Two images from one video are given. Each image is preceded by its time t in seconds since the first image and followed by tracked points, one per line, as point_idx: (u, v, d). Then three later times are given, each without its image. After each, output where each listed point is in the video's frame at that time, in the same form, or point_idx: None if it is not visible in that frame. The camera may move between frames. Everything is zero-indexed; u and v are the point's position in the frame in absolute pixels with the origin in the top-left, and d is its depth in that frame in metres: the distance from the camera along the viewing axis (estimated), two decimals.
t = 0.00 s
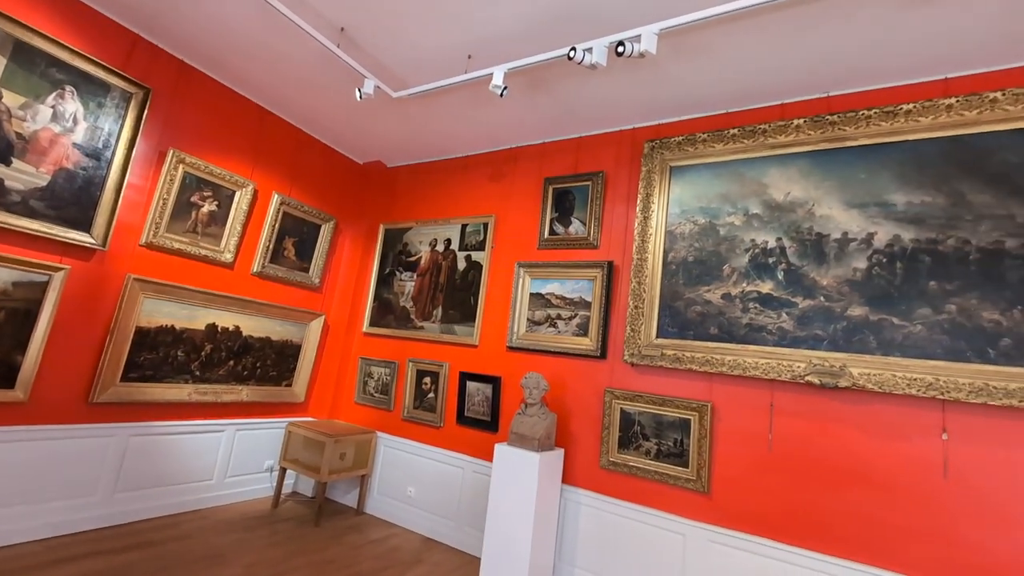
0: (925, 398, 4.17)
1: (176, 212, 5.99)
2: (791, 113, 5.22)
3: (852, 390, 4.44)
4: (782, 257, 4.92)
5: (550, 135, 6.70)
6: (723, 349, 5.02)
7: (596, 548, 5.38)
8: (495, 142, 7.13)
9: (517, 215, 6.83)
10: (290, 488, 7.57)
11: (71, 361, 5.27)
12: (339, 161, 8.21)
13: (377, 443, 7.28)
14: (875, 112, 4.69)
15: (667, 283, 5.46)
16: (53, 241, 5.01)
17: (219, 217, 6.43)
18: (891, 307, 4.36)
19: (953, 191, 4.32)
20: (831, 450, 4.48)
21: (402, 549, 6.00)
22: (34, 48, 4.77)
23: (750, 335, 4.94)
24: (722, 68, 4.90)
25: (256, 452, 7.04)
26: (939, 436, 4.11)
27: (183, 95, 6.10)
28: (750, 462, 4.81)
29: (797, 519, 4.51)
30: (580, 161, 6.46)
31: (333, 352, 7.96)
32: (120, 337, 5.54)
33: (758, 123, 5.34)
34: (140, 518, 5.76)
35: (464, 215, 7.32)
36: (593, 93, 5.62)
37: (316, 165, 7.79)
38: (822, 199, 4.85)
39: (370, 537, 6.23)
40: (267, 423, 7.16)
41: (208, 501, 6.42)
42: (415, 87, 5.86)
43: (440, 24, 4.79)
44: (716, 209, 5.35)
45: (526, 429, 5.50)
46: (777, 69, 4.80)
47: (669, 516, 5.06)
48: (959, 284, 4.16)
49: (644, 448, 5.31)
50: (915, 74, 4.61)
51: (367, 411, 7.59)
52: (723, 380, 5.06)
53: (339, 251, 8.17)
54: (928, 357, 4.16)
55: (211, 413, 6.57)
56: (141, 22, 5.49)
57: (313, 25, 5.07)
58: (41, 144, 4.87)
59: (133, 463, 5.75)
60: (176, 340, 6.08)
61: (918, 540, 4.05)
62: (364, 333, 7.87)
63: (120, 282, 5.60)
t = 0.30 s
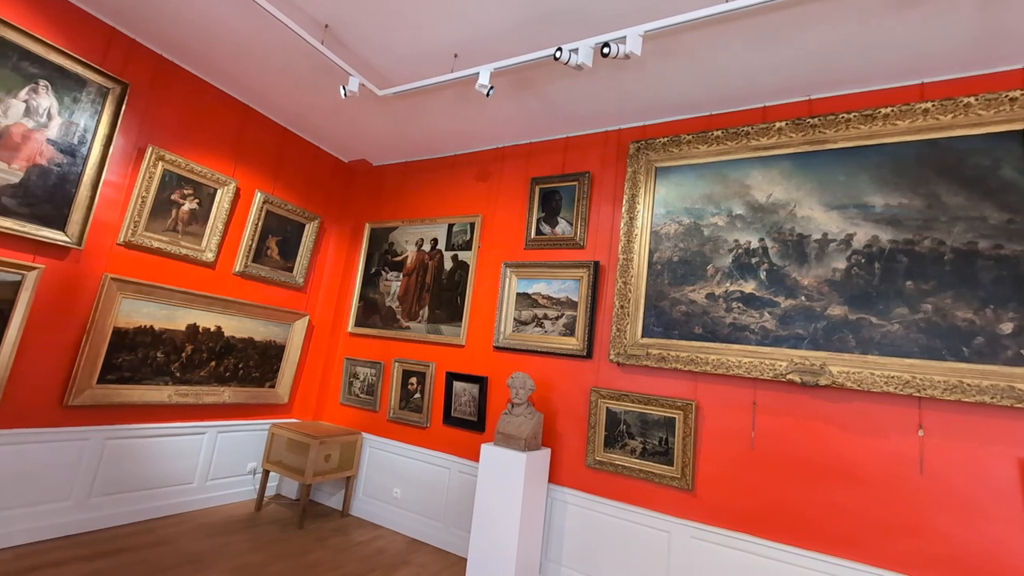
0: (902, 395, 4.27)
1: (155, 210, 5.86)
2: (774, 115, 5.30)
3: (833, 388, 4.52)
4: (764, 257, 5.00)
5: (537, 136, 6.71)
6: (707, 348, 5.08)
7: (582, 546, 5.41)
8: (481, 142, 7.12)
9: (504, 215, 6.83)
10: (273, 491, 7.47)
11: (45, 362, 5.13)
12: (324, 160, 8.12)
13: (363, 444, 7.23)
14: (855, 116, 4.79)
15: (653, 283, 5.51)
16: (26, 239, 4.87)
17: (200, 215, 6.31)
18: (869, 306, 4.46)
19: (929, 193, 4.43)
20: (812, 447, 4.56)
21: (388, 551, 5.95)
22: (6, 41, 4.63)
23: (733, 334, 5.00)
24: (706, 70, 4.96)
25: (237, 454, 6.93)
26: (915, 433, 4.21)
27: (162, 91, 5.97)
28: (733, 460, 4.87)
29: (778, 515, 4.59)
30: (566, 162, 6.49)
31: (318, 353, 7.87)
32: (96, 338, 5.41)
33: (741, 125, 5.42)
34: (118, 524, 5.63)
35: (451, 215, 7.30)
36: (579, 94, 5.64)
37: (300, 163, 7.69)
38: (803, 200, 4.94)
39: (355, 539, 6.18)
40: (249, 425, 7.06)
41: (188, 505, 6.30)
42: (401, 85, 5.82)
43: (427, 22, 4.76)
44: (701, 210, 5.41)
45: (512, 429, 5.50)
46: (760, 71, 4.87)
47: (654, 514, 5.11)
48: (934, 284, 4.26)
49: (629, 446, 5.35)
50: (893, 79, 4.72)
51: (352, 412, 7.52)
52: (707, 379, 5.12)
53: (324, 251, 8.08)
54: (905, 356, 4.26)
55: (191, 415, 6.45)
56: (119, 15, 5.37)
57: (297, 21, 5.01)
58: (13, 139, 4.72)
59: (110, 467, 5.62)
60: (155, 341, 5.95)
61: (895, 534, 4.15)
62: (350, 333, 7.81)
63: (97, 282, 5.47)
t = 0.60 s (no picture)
0: (881, 392, 4.37)
1: (135, 208, 5.74)
2: (757, 118, 5.38)
3: (815, 385, 4.61)
4: (748, 257, 5.07)
5: (525, 135, 6.72)
6: (692, 347, 5.13)
7: (569, 545, 5.44)
8: (468, 141, 7.11)
9: (491, 214, 6.83)
10: (257, 494, 7.37)
11: (19, 364, 4.99)
12: (309, 158, 8.03)
13: (349, 445, 7.16)
14: (836, 119, 4.87)
15: (639, 283, 5.55)
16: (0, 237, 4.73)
17: (182, 214, 6.20)
18: (850, 305, 4.55)
19: (908, 195, 4.53)
20: (794, 444, 4.64)
21: (374, 552, 5.91)
22: None
23: (718, 333, 5.07)
24: (691, 72, 5.02)
25: (220, 456, 6.82)
26: (894, 429, 4.30)
27: (142, 86, 5.85)
28: (718, 457, 4.94)
29: (762, 511, 4.67)
30: (553, 162, 6.50)
31: (303, 353, 7.78)
32: (73, 339, 5.28)
33: (725, 127, 5.49)
34: (95, 529, 5.50)
35: (438, 214, 7.27)
36: (565, 94, 5.66)
37: (284, 161, 7.59)
38: (786, 201, 5.02)
39: (341, 541, 6.12)
40: (232, 427, 6.95)
41: (168, 509, 6.19)
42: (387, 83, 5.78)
43: (414, 19, 4.74)
44: (686, 210, 5.47)
45: (499, 428, 5.50)
46: (744, 74, 4.94)
47: (641, 512, 5.15)
48: (912, 284, 4.36)
49: (616, 445, 5.38)
50: (872, 82, 4.82)
51: (338, 413, 7.46)
52: (693, 377, 5.18)
53: (309, 250, 7.99)
54: (884, 354, 4.35)
55: (172, 417, 6.33)
56: (97, 9, 5.24)
57: (282, 18, 4.95)
58: None
59: (87, 471, 5.49)
60: (135, 342, 5.83)
61: (875, 529, 4.24)
62: (335, 333, 7.73)
63: (74, 281, 5.35)
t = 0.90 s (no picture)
0: (863, 390, 4.45)
1: (115, 206, 5.62)
2: (742, 119, 5.45)
3: (799, 384, 4.67)
4: (734, 257, 5.13)
5: (513, 135, 6.71)
6: (679, 346, 5.18)
7: (557, 544, 5.45)
8: (456, 140, 7.08)
9: (480, 213, 6.82)
10: (242, 496, 7.27)
11: None
12: (294, 156, 7.93)
13: (335, 446, 7.10)
14: (819, 121, 4.95)
15: (627, 283, 5.58)
16: None
17: (164, 212, 6.08)
18: (833, 305, 4.63)
19: (889, 196, 4.62)
20: (778, 441, 4.71)
21: (361, 554, 5.87)
22: None
23: (704, 333, 5.11)
24: (678, 73, 5.06)
25: (203, 459, 6.71)
26: (875, 426, 4.39)
27: (122, 81, 5.73)
28: (704, 455, 4.99)
29: (747, 508, 4.73)
30: (542, 162, 6.51)
31: (288, 354, 7.69)
32: (50, 339, 5.15)
33: (711, 129, 5.54)
34: (74, 534, 5.37)
35: (426, 214, 7.23)
36: (553, 94, 5.67)
37: (269, 159, 7.49)
38: (771, 202, 5.08)
39: (327, 543, 6.07)
40: (216, 429, 6.85)
41: (150, 512, 6.07)
42: (374, 81, 5.73)
43: (401, 17, 4.71)
44: (673, 210, 5.51)
45: (487, 428, 5.49)
46: (730, 76, 5.00)
47: (628, 510, 5.18)
48: (893, 283, 4.45)
49: (604, 444, 5.40)
50: (854, 86, 4.91)
51: (324, 414, 7.38)
52: (679, 376, 5.23)
53: (295, 249, 7.90)
54: (865, 352, 4.44)
55: (154, 419, 6.21)
56: (75, 2, 5.12)
57: (267, 14, 4.88)
58: None
59: (65, 475, 5.36)
60: (115, 343, 5.71)
61: (856, 524, 4.32)
62: (322, 333, 7.65)
63: (51, 280, 5.21)
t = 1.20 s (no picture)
0: (846, 388, 4.52)
1: (94, 204, 5.50)
2: (729, 121, 5.51)
3: (784, 382, 4.74)
4: (720, 257, 5.18)
5: (502, 134, 6.70)
6: (667, 345, 5.22)
7: (545, 543, 5.46)
8: (444, 139, 7.05)
9: (468, 213, 6.80)
10: (227, 499, 7.18)
11: None
12: (280, 154, 7.83)
13: (322, 448, 7.03)
14: (803, 123, 5.02)
15: (615, 283, 5.61)
16: None
17: (145, 210, 5.97)
18: (816, 304, 4.69)
19: (871, 198, 4.70)
20: (763, 439, 4.77)
21: (348, 556, 5.81)
22: None
23: (691, 332, 5.16)
24: (665, 75, 5.10)
25: (187, 461, 6.60)
26: (858, 424, 4.47)
27: (102, 77, 5.61)
28: (691, 453, 5.03)
29: (733, 505, 4.78)
30: (530, 162, 6.52)
31: (274, 354, 7.59)
32: (26, 340, 5.02)
33: (698, 130, 5.60)
34: (51, 540, 5.25)
35: (414, 213, 7.19)
36: (541, 94, 5.67)
37: (254, 157, 7.39)
38: (756, 203, 5.15)
39: (314, 546, 6.01)
40: (200, 431, 6.74)
41: (131, 517, 5.96)
42: (362, 79, 5.68)
43: (388, 14, 4.67)
44: (661, 211, 5.55)
45: (476, 428, 5.48)
46: (716, 77, 5.05)
47: (616, 509, 5.21)
48: (875, 283, 4.53)
49: (593, 443, 5.42)
50: (838, 88, 4.99)
51: (311, 415, 7.31)
52: (667, 375, 5.27)
53: (280, 248, 7.81)
54: (848, 351, 4.51)
55: (136, 421, 6.10)
56: None
57: (253, 10, 4.83)
58: None
59: (42, 479, 5.23)
60: (95, 344, 5.59)
61: (839, 520, 4.39)
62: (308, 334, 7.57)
63: (27, 280, 5.08)
